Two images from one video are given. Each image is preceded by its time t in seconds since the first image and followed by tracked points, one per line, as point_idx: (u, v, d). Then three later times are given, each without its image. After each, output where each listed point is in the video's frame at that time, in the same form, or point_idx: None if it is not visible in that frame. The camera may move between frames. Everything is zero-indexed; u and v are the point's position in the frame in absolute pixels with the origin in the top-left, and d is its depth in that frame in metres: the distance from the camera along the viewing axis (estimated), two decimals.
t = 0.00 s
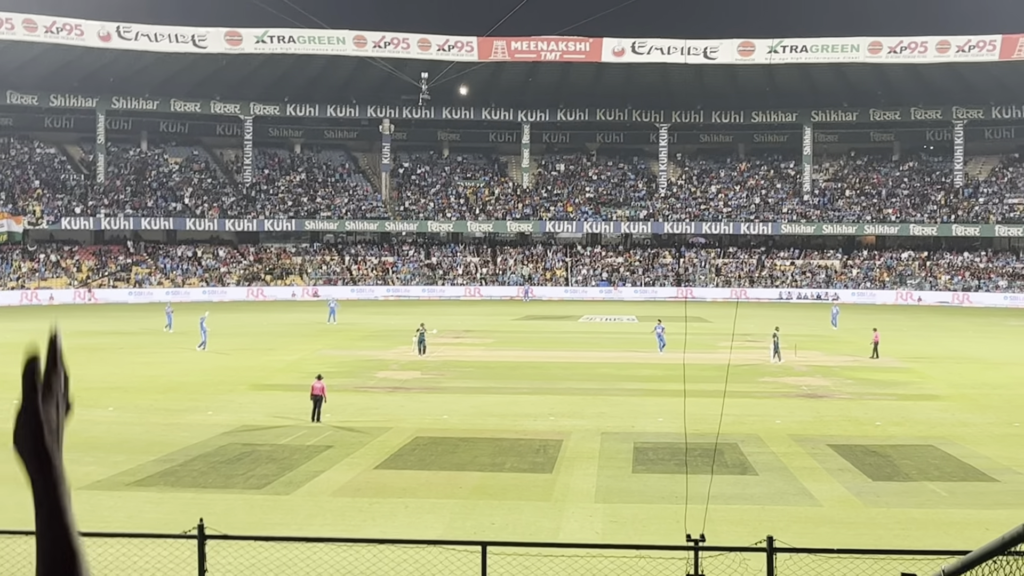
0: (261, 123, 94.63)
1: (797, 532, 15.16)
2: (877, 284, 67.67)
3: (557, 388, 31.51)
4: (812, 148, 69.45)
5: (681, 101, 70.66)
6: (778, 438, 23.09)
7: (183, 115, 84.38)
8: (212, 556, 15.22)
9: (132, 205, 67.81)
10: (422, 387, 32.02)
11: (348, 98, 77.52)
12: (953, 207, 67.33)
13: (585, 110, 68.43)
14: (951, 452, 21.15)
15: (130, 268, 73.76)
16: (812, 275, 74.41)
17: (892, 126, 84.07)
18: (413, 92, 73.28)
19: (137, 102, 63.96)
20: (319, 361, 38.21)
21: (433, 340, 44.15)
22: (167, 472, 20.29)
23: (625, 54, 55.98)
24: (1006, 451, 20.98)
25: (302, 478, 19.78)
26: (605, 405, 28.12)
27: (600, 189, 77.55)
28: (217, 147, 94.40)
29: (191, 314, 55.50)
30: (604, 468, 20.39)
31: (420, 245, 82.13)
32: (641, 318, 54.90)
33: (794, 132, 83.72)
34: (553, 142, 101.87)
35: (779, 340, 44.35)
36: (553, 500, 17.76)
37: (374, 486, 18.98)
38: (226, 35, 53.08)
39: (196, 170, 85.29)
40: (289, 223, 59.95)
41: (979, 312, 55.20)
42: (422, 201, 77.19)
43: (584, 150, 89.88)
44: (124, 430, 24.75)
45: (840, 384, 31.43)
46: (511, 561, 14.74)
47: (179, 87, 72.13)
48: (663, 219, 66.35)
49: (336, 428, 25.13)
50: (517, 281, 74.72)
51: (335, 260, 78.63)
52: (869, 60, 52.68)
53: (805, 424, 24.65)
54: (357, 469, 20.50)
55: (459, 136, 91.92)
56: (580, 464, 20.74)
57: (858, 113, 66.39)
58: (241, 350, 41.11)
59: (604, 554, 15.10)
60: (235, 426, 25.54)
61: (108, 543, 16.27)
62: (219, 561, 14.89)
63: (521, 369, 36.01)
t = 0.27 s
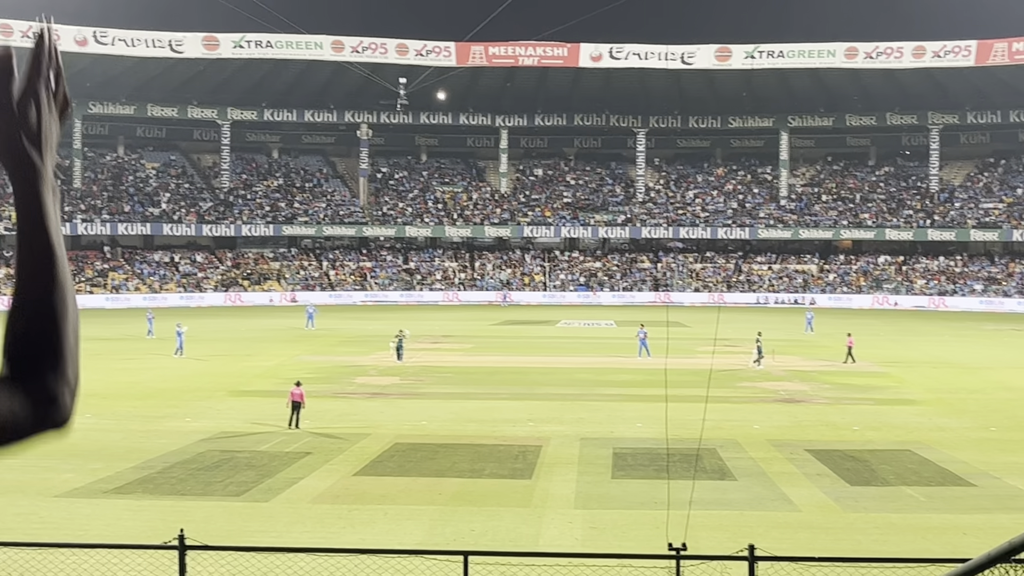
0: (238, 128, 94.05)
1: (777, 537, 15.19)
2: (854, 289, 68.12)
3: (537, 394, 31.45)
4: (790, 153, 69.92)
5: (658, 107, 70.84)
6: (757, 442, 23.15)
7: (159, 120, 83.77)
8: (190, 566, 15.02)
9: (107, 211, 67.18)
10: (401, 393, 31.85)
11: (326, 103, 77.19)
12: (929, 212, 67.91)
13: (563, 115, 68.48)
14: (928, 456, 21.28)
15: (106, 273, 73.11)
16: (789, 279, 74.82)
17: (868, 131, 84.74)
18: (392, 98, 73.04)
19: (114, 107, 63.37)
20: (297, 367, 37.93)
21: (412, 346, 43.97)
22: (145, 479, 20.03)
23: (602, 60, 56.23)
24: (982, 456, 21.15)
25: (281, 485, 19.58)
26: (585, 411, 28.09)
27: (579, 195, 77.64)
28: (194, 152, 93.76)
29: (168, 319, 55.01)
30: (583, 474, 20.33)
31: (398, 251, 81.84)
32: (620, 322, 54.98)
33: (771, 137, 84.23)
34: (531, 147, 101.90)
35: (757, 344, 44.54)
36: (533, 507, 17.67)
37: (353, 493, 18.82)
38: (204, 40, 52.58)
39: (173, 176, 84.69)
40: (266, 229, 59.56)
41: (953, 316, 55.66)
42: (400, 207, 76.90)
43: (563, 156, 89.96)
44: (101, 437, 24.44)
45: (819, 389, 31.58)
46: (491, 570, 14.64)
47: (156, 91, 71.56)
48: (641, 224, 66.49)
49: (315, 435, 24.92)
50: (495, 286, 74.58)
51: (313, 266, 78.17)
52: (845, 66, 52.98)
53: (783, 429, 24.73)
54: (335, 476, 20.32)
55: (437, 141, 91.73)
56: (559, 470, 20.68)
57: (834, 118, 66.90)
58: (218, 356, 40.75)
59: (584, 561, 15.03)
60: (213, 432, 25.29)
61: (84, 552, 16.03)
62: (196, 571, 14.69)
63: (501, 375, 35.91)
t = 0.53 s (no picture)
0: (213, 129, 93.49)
1: (752, 540, 15.21)
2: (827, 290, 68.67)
3: (513, 396, 31.37)
4: (764, 156, 70.47)
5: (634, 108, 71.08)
6: (733, 444, 23.20)
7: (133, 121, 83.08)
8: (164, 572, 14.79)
9: (80, 213, 66.56)
10: (377, 395, 31.65)
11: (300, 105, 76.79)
12: (901, 213, 68.65)
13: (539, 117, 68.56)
14: (902, 457, 21.42)
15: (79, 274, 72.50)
16: (763, 281, 75.36)
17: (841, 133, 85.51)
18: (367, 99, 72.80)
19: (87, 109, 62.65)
20: (272, 369, 37.62)
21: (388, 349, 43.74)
22: (119, 483, 19.72)
23: (577, 62, 56.31)
24: (956, 457, 21.33)
25: (257, 488, 19.34)
26: (562, 413, 28.04)
27: (555, 197, 77.77)
28: (168, 153, 93.06)
29: (141, 321, 54.46)
30: (560, 476, 20.27)
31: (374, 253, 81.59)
32: (595, 324, 55.09)
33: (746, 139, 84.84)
34: (507, 149, 101.94)
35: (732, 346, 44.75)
36: (509, 510, 17.58)
37: (329, 497, 18.62)
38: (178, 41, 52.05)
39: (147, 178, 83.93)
40: (240, 231, 59.15)
41: (925, 317, 56.22)
42: (376, 208, 76.62)
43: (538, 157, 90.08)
44: (75, 440, 24.08)
45: (794, 390, 31.74)
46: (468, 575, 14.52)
47: (129, 92, 70.89)
48: (617, 226, 66.65)
49: (290, 438, 24.67)
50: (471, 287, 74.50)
51: (288, 268, 77.74)
52: (818, 68, 53.40)
53: (759, 431, 24.81)
54: (311, 479, 20.12)
55: (413, 143, 91.52)
56: (536, 472, 20.61)
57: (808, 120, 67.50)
58: (193, 359, 40.35)
59: (561, 565, 14.94)
60: (189, 435, 24.99)
61: (57, 558, 15.75)
62: None
63: (477, 377, 35.79)
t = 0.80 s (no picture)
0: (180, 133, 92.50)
1: (722, 543, 15.24)
2: (796, 293, 69.16)
3: (484, 400, 31.24)
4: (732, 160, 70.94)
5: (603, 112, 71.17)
6: (703, 447, 23.28)
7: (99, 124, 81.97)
8: None
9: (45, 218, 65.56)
10: (346, 400, 31.36)
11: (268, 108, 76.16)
12: (867, 217, 69.38)
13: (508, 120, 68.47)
14: (870, 460, 21.60)
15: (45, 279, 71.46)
16: (731, 284, 75.87)
17: (808, 137, 86.30)
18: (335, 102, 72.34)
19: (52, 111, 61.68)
20: (241, 374, 37.18)
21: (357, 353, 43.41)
22: (87, 488, 19.34)
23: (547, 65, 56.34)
24: (922, 459, 21.54)
25: (226, 494, 19.05)
26: (532, 417, 27.97)
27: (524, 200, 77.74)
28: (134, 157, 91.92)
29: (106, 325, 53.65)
30: (530, 480, 20.20)
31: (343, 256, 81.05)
32: (565, 328, 55.12)
33: (714, 143, 85.39)
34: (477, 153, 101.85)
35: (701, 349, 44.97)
36: (479, 514, 17.47)
37: (298, 501, 18.40)
38: (144, 43, 51.38)
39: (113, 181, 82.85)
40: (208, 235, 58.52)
41: (891, 320, 56.86)
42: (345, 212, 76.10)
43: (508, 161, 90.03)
44: (40, 446, 23.60)
45: (762, 393, 31.93)
46: None
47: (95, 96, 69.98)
48: (587, 230, 66.74)
49: (259, 443, 24.36)
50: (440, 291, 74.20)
51: (256, 273, 77.01)
52: (786, 72, 53.71)
53: (728, 434, 24.92)
54: (281, 484, 19.87)
55: (382, 146, 91.10)
56: (506, 476, 20.52)
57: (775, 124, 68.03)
58: (159, 363, 39.79)
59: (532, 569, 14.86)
60: (157, 440, 24.59)
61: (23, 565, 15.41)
62: None
63: (447, 381, 35.61)
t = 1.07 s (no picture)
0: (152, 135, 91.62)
1: (697, 546, 15.29)
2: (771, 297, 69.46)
3: (459, 404, 31.14)
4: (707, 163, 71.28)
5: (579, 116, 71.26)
6: (678, 451, 23.35)
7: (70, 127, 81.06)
8: None
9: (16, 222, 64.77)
10: (321, 405, 31.13)
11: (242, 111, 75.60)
12: (840, 221, 69.95)
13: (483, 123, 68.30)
14: (844, 463, 21.75)
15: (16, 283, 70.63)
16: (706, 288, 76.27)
17: (782, 141, 86.92)
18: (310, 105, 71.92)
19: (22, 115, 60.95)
20: (214, 378, 36.82)
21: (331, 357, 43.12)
22: (59, 494, 19.05)
23: (522, 69, 56.30)
24: (896, 462, 21.71)
25: (200, 499, 18.84)
26: (508, 421, 27.92)
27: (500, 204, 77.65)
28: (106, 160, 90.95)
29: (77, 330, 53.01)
30: (505, 484, 20.15)
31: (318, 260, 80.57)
32: (540, 332, 55.12)
33: (689, 147, 85.81)
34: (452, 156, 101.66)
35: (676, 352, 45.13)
36: (455, 518, 17.39)
37: (273, 507, 18.23)
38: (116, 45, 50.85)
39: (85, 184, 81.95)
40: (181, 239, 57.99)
41: (864, 323, 57.36)
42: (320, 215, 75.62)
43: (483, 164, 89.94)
44: (10, 451, 23.23)
45: (737, 397, 32.10)
46: None
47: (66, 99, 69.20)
48: (562, 233, 66.77)
49: (233, 448, 24.11)
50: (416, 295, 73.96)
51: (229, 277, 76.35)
52: (761, 76, 53.43)
53: (703, 438, 25.01)
54: (255, 490, 19.68)
55: (357, 149, 90.68)
56: (482, 481, 20.44)
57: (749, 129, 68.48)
58: (132, 368, 39.33)
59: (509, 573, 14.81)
60: (130, 446, 24.28)
61: None
62: None
63: (423, 386, 35.46)
